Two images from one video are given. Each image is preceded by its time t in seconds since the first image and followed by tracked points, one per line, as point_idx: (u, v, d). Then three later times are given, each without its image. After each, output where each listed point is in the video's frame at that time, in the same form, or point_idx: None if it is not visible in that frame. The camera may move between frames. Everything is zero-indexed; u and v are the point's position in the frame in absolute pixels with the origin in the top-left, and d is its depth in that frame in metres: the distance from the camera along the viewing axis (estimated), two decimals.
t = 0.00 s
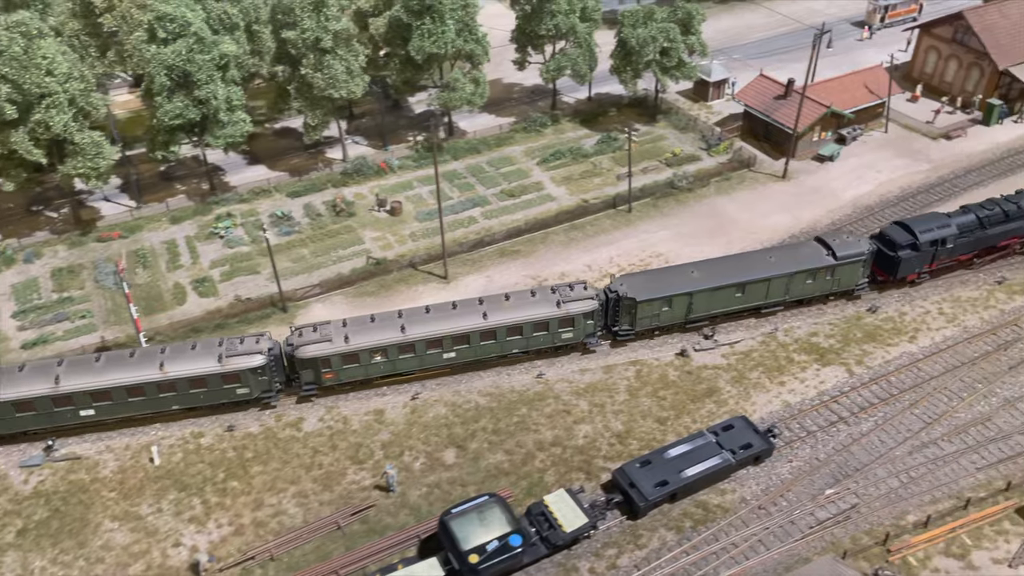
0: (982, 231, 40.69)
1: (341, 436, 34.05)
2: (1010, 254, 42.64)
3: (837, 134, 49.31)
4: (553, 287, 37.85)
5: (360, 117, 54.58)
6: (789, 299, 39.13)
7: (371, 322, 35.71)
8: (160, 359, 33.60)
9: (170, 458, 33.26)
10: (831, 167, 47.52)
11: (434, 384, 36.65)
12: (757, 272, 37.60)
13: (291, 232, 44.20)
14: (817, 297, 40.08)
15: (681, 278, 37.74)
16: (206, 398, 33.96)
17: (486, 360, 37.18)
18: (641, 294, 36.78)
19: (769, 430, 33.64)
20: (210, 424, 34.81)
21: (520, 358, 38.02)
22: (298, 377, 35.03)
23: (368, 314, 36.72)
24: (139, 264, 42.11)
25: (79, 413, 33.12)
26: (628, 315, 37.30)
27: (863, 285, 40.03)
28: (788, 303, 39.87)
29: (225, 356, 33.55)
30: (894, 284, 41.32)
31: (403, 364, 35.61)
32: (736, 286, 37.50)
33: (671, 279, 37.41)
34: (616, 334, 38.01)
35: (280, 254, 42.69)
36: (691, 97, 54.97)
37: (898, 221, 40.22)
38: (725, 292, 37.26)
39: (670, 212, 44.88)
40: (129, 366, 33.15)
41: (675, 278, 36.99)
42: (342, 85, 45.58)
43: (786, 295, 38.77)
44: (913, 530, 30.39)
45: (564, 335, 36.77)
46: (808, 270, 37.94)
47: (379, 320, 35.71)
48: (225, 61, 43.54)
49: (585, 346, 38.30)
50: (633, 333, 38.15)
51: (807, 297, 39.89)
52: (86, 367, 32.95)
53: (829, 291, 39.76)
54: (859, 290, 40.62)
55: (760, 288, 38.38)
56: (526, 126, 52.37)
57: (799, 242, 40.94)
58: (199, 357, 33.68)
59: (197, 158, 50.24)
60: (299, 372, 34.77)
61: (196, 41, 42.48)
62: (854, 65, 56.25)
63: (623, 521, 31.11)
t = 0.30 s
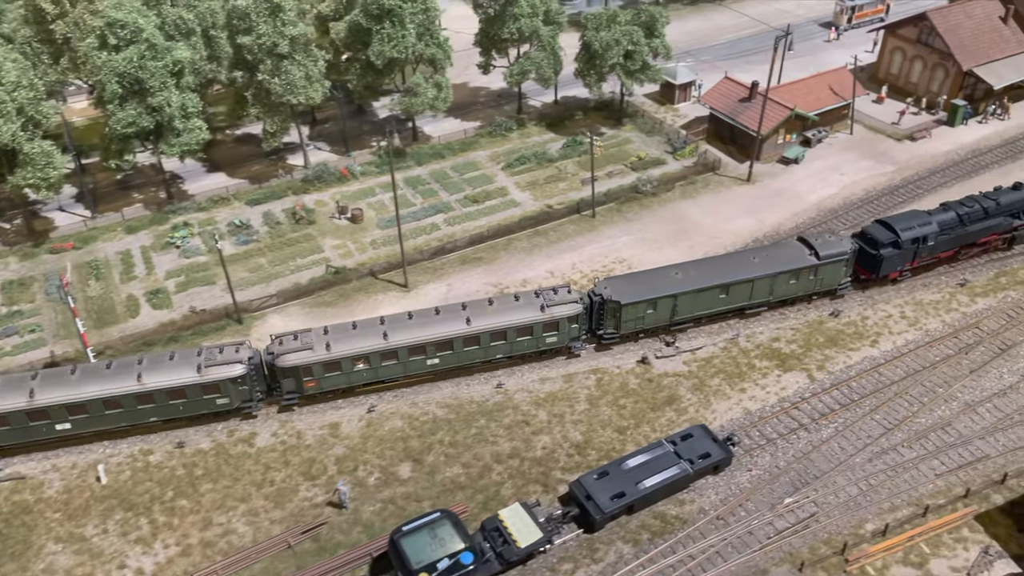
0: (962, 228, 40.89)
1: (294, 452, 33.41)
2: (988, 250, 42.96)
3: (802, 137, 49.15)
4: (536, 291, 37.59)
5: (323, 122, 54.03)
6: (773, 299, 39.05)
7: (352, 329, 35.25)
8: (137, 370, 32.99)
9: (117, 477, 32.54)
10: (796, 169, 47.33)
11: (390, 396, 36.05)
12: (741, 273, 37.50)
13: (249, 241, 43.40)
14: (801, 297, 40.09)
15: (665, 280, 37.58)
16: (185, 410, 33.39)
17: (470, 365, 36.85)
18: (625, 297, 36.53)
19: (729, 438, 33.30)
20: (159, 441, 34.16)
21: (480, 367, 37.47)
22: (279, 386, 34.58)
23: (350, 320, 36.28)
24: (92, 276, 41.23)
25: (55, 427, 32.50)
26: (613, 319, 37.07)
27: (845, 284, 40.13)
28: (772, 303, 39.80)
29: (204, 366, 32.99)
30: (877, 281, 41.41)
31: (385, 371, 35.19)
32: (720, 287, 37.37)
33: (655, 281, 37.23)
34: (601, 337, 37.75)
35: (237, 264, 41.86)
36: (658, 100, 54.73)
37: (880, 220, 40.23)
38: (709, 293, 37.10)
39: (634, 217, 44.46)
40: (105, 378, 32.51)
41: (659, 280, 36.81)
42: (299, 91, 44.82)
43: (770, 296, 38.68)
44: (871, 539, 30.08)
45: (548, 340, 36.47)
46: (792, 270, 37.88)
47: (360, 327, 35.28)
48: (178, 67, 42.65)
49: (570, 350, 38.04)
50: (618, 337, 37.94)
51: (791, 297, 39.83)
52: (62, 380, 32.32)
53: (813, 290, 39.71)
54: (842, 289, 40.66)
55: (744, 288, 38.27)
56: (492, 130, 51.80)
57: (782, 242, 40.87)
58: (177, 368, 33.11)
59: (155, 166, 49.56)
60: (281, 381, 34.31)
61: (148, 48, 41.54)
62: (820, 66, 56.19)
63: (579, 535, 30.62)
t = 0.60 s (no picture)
0: (949, 224, 41.23)
1: (259, 463, 33.02)
2: (974, 245, 43.38)
3: (774, 138, 49.21)
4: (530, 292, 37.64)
5: (294, 127, 53.90)
6: (764, 298, 39.35)
7: (346, 333, 35.12)
8: (130, 377, 32.70)
9: (78, 492, 32.01)
10: (767, 171, 47.35)
11: (357, 406, 35.70)
12: (732, 272, 37.74)
13: (216, 248, 42.87)
14: (792, 295, 40.42)
15: (658, 280, 37.72)
16: (178, 416, 33.18)
17: (465, 368, 36.83)
18: (619, 297, 36.59)
19: (696, 444, 33.28)
20: (121, 454, 33.67)
21: (449, 375, 37.17)
22: (273, 392, 34.41)
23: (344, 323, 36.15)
24: (56, 285, 40.59)
25: (46, 437, 32.09)
26: (608, 319, 37.13)
27: (835, 281, 40.49)
28: (763, 300, 40.09)
29: (197, 373, 32.79)
30: (866, 278, 41.73)
31: (380, 375, 35.11)
32: (713, 286, 37.59)
33: (649, 281, 37.38)
34: (595, 338, 37.74)
35: (203, 273, 41.32)
36: (631, 103, 54.76)
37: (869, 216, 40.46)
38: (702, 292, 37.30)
39: (606, 220, 44.26)
40: (97, 386, 32.15)
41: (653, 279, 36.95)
42: (267, 96, 44.28)
43: (761, 294, 38.96)
44: (839, 544, 29.97)
45: (543, 341, 36.56)
46: (782, 268, 38.17)
47: (354, 330, 35.15)
48: (142, 73, 42.01)
49: (564, 351, 38.14)
50: (612, 337, 38.02)
51: (781, 295, 40.15)
52: (53, 389, 31.93)
53: (804, 288, 40.10)
54: (832, 286, 40.96)
55: (736, 287, 38.52)
56: (464, 134, 51.49)
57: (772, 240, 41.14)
58: (170, 375, 32.87)
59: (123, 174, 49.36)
60: (275, 386, 34.15)
61: (110, 54, 40.88)
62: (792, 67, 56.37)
63: (546, 544, 30.40)
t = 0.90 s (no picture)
0: (940, 220, 41.85)
1: (234, 473, 32.85)
2: (967, 239, 44.04)
3: (751, 140, 49.43)
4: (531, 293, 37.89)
5: (271, 132, 53.91)
6: (762, 295, 39.78)
7: (351, 335, 35.34)
8: (134, 382, 32.67)
9: (50, 505, 31.69)
10: (745, 173, 47.58)
11: (334, 414, 35.56)
12: (730, 270, 38.19)
13: (192, 256, 42.57)
14: (789, 291, 40.84)
15: (658, 278, 38.11)
16: (183, 421, 33.18)
17: (466, 368, 37.08)
18: (620, 296, 36.96)
19: (673, 447, 33.20)
20: (94, 465, 33.36)
21: (426, 381, 37.07)
22: (277, 395, 34.53)
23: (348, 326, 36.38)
24: (29, 294, 40.18)
25: (50, 443, 32.02)
26: (608, 318, 37.49)
27: (831, 277, 40.94)
28: (760, 298, 40.55)
29: (202, 377, 32.79)
30: (861, 274, 42.21)
31: (384, 376, 35.31)
32: (712, 284, 37.96)
33: (648, 280, 37.77)
34: (596, 337, 38.08)
35: (179, 280, 41.02)
36: (610, 105, 54.95)
37: (862, 213, 40.89)
38: (701, 290, 37.67)
39: (584, 224, 44.28)
40: (101, 392, 32.08)
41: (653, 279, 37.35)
42: (242, 103, 44.04)
43: (759, 291, 39.37)
44: (814, 546, 30.10)
45: (544, 341, 36.81)
46: (779, 266, 38.59)
47: (359, 333, 35.38)
48: (115, 80, 41.65)
49: (566, 350, 38.39)
50: (613, 336, 38.38)
51: (778, 292, 40.63)
52: (57, 395, 31.87)
53: (800, 284, 40.56)
54: (828, 282, 41.44)
55: (734, 285, 38.91)
56: (443, 138, 51.42)
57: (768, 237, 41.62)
58: (174, 379, 32.86)
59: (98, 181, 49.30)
60: (279, 389, 34.24)
61: (82, 61, 40.47)
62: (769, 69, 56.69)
63: (523, 550, 30.30)
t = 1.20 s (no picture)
0: (936, 211, 42.53)
1: (215, 478, 32.67)
2: (961, 229, 44.74)
3: (733, 140, 49.64)
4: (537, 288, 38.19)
5: (253, 135, 53.73)
6: (764, 287, 40.21)
7: (359, 332, 35.47)
8: (144, 381, 32.72)
9: (29, 512, 31.39)
10: (726, 172, 47.80)
11: (316, 417, 35.42)
12: (733, 263, 38.55)
13: (173, 259, 42.30)
14: (789, 284, 41.29)
15: (663, 273, 38.46)
16: (194, 419, 33.29)
17: (474, 364, 37.32)
18: (625, 290, 37.27)
19: (655, 446, 33.35)
20: (74, 471, 33.07)
21: (409, 384, 37.01)
22: (287, 393, 34.62)
23: (356, 323, 36.53)
24: (7, 300, 39.79)
25: (61, 443, 32.01)
26: (614, 312, 37.73)
27: (830, 269, 41.47)
28: (761, 291, 40.99)
29: (212, 375, 32.90)
30: (859, 265, 42.87)
31: (393, 373, 35.47)
32: (715, 277, 38.33)
33: (652, 274, 38.07)
34: (602, 331, 38.41)
35: (159, 284, 40.74)
36: (592, 105, 55.09)
37: (860, 205, 41.48)
38: (705, 284, 38.04)
39: (567, 224, 44.32)
40: (111, 391, 32.08)
41: (657, 273, 37.65)
42: (222, 105, 43.85)
43: (761, 284, 39.79)
44: (796, 543, 30.23)
45: (551, 335, 37.10)
46: (781, 258, 39.05)
47: (367, 330, 35.51)
48: (93, 83, 41.30)
49: (572, 345, 38.68)
50: (619, 330, 38.67)
51: (779, 285, 41.08)
52: (67, 395, 31.84)
53: (801, 277, 41.05)
54: (827, 274, 41.95)
55: (736, 278, 39.31)
56: (425, 139, 51.35)
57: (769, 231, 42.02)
58: (185, 378, 32.96)
59: (78, 185, 48.93)
60: (289, 387, 34.34)
61: (59, 64, 40.09)
62: (751, 68, 56.96)
63: (506, 551, 30.23)
